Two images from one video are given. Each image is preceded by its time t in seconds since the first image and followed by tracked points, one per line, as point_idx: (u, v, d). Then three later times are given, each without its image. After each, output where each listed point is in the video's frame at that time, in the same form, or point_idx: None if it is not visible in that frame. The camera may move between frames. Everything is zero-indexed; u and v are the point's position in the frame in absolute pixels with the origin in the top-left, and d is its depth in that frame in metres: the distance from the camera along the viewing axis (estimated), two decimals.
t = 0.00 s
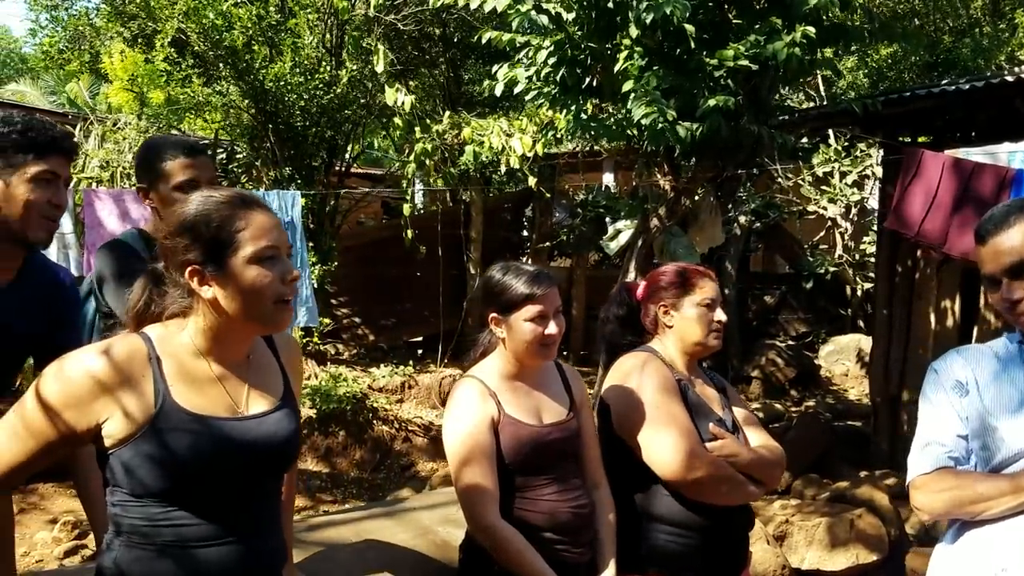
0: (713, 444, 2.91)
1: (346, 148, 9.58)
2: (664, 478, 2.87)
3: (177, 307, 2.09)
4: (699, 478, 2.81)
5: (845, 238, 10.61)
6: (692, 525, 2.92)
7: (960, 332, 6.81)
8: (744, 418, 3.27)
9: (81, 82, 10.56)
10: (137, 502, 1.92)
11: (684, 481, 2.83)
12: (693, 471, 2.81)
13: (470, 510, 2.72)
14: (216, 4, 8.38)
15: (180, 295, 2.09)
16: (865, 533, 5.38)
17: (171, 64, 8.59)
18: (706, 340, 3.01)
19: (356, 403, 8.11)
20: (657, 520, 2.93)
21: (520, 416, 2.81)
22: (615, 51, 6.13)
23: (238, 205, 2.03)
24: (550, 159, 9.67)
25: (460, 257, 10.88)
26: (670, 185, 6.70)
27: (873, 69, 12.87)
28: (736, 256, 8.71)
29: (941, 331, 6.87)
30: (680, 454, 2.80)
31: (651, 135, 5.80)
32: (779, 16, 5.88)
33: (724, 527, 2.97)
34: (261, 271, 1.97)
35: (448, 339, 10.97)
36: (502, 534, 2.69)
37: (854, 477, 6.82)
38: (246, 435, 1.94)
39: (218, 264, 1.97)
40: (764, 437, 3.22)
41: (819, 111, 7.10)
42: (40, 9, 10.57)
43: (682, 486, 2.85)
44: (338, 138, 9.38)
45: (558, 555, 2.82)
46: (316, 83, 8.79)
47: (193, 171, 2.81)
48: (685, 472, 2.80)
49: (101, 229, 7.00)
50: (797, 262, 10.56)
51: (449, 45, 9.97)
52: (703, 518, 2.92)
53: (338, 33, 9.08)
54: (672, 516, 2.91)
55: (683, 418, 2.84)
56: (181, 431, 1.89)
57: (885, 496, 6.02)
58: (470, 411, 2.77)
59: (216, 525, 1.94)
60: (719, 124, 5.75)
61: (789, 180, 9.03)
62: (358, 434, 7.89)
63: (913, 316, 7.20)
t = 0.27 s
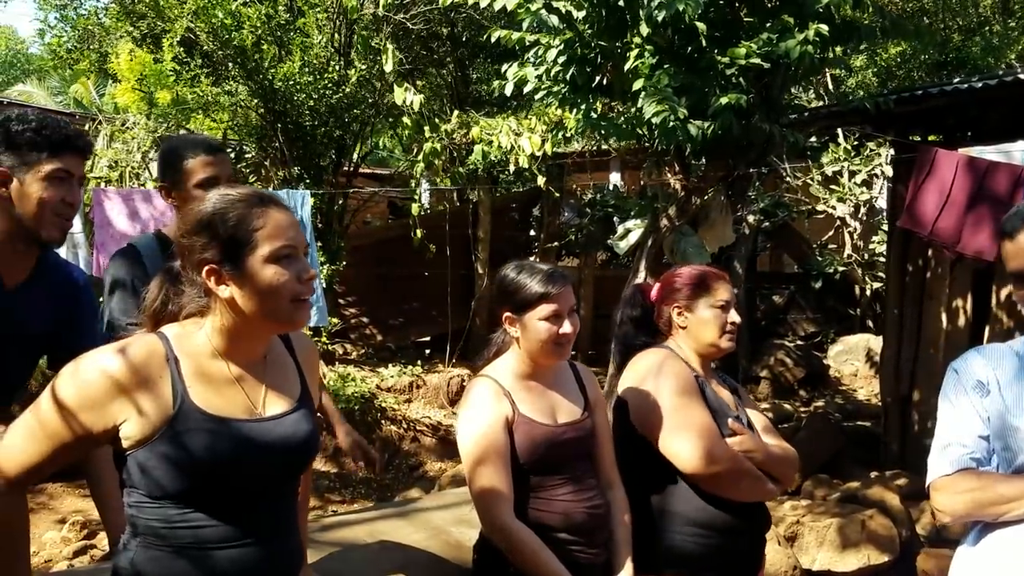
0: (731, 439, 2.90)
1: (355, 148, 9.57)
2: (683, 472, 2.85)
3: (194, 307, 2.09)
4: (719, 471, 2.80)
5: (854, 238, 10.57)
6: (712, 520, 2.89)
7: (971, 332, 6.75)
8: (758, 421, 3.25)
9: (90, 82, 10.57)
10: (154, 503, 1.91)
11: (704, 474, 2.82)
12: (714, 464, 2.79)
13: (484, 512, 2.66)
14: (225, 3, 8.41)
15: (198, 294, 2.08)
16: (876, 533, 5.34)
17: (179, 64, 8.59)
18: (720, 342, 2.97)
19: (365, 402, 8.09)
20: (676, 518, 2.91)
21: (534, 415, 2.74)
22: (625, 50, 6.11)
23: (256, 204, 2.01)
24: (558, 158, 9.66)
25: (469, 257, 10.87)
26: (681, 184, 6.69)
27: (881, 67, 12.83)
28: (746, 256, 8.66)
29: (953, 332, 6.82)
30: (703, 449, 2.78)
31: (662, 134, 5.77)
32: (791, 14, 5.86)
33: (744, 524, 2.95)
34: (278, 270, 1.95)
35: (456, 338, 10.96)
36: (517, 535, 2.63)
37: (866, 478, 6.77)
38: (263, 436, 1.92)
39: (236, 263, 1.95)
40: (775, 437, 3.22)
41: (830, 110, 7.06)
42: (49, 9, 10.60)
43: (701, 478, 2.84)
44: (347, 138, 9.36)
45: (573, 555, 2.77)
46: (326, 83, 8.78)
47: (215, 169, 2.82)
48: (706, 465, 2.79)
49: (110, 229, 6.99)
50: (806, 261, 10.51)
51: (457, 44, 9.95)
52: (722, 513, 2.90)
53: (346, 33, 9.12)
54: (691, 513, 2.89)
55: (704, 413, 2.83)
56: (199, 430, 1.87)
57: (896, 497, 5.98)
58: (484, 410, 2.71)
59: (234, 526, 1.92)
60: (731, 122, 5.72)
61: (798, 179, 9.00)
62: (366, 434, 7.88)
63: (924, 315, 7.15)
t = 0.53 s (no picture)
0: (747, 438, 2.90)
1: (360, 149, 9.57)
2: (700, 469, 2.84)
3: (207, 312, 2.07)
4: (738, 466, 2.80)
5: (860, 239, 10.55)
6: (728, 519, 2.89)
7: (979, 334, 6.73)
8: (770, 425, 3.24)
9: (96, 84, 10.59)
10: (169, 507, 1.90)
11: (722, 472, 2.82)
12: (733, 460, 2.79)
13: (494, 515, 2.65)
14: (232, 5, 8.41)
15: (210, 298, 2.06)
16: (884, 535, 5.33)
17: (186, 67, 8.69)
18: (736, 347, 2.97)
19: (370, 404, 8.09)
20: (690, 518, 2.91)
21: (544, 418, 2.72)
22: (632, 51, 6.09)
23: (271, 209, 2.01)
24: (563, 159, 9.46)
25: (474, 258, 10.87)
26: (688, 186, 6.69)
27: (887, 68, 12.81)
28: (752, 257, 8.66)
29: (960, 333, 6.80)
30: (722, 445, 2.77)
31: (670, 135, 5.76)
32: (799, 15, 5.86)
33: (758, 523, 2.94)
34: (293, 277, 1.95)
35: (461, 340, 10.96)
36: (529, 539, 2.62)
37: (873, 479, 6.75)
38: (279, 441, 1.92)
39: (251, 268, 1.94)
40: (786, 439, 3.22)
41: (838, 111, 7.04)
42: (56, 11, 10.64)
43: (717, 476, 2.83)
44: (353, 139, 9.37)
45: (584, 558, 2.76)
46: (332, 85, 8.79)
47: (249, 171, 2.88)
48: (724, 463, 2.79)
49: (118, 231, 7.03)
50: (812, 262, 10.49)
51: (463, 46, 9.96)
52: (735, 514, 2.90)
53: (353, 35, 9.03)
54: (706, 512, 2.89)
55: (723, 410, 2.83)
56: (215, 434, 1.86)
57: (904, 499, 5.96)
58: (494, 413, 2.69)
59: (249, 530, 1.92)
60: (739, 124, 5.71)
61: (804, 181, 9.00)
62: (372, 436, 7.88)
63: (931, 316, 7.12)
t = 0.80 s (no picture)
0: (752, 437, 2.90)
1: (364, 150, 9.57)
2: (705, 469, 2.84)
3: (215, 315, 2.06)
4: (741, 468, 2.81)
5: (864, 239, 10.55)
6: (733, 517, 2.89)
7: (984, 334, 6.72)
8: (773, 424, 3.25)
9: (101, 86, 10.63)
10: (180, 508, 1.91)
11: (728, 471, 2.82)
12: (735, 462, 2.80)
13: (499, 516, 2.65)
14: (237, 7, 8.51)
15: (218, 301, 2.03)
16: (889, 536, 5.33)
17: (191, 68, 8.73)
18: (735, 346, 2.97)
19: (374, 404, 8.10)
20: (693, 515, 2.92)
21: (550, 420, 2.73)
22: (637, 51, 6.10)
23: (283, 211, 2.02)
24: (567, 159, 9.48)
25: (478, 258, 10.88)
26: (693, 186, 6.67)
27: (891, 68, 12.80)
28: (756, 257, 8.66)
29: (965, 333, 6.79)
30: (725, 446, 2.78)
31: (674, 136, 5.77)
32: (803, 16, 5.87)
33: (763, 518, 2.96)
34: (306, 280, 1.97)
35: (465, 340, 10.97)
36: (535, 540, 2.62)
37: (877, 479, 6.75)
38: (289, 442, 1.93)
39: (264, 271, 1.95)
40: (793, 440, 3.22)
41: (843, 111, 7.03)
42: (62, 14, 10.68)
43: (724, 477, 2.84)
44: (357, 140, 9.37)
45: (589, 558, 2.76)
46: (337, 86, 8.80)
47: (291, 173, 3.04)
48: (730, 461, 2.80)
49: (123, 231, 7.03)
50: (816, 262, 10.47)
51: (467, 46, 9.97)
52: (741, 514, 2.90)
53: (357, 36, 9.14)
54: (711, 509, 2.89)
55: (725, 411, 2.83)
56: (226, 436, 1.87)
57: (908, 499, 5.96)
58: (500, 414, 2.70)
59: (259, 532, 1.93)
60: (744, 124, 5.72)
61: (808, 181, 9.00)
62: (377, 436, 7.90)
63: (936, 316, 7.12)
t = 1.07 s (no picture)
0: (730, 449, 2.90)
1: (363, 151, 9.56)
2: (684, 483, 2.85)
3: (213, 314, 2.06)
4: (725, 489, 2.80)
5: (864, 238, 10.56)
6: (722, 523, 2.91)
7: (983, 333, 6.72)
8: (766, 416, 3.25)
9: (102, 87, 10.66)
10: (178, 506, 1.92)
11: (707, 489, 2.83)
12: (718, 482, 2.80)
13: (496, 515, 2.66)
14: (237, 7, 8.50)
15: (217, 299, 2.04)
16: (887, 535, 5.33)
17: (191, 68, 8.75)
18: (706, 344, 2.97)
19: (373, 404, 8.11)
20: (680, 521, 2.93)
21: (547, 419, 2.74)
22: (635, 51, 6.11)
23: (283, 209, 2.03)
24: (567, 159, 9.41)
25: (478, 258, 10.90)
26: (691, 185, 6.66)
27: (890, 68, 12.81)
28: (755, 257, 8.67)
29: (964, 332, 6.79)
30: (705, 464, 2.79)
31: (673, 135, 5.78)
32: (801, 15, 5.88)
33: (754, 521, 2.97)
34: (306, 278, 1.98)
35: (465, 340, 10.98)
36: (532, 538, 2.63)
37: (876, 479, 6.74)
38: (287, 441, 1.94)
39: (265, 269, 1.96)
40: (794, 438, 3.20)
41: (842, 110, 7.03)
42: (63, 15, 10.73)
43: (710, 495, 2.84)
44: (357, 141, 9.35)
45: (586, 557, 2.76)
46: (336, 86, 8.79)
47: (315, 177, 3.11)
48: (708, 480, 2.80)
49: (123, 231, 7.05)
50: (815, 261, 10.47)
51: (467, 46, 9.97)
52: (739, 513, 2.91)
53: (357, 36, 9.16)
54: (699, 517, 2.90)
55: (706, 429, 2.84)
56: (224, 434, 1.88)
57: (907, 498, 5.96)
58: (497, 413, 2.71)
59: (255, 531, 1.94)
60: (742, 124, 5.73)
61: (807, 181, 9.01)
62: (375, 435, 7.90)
63: (935, 316, 7.12)
